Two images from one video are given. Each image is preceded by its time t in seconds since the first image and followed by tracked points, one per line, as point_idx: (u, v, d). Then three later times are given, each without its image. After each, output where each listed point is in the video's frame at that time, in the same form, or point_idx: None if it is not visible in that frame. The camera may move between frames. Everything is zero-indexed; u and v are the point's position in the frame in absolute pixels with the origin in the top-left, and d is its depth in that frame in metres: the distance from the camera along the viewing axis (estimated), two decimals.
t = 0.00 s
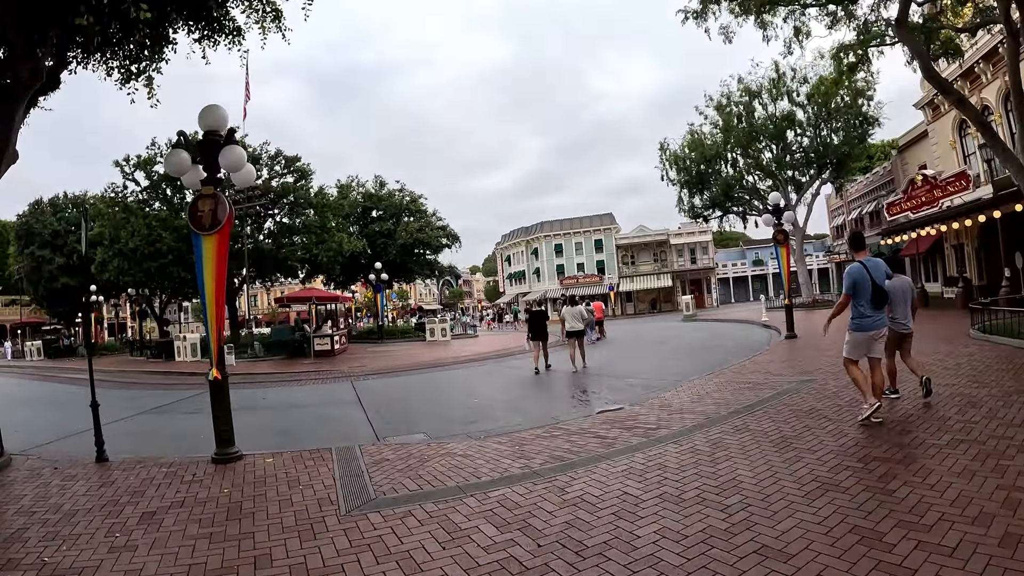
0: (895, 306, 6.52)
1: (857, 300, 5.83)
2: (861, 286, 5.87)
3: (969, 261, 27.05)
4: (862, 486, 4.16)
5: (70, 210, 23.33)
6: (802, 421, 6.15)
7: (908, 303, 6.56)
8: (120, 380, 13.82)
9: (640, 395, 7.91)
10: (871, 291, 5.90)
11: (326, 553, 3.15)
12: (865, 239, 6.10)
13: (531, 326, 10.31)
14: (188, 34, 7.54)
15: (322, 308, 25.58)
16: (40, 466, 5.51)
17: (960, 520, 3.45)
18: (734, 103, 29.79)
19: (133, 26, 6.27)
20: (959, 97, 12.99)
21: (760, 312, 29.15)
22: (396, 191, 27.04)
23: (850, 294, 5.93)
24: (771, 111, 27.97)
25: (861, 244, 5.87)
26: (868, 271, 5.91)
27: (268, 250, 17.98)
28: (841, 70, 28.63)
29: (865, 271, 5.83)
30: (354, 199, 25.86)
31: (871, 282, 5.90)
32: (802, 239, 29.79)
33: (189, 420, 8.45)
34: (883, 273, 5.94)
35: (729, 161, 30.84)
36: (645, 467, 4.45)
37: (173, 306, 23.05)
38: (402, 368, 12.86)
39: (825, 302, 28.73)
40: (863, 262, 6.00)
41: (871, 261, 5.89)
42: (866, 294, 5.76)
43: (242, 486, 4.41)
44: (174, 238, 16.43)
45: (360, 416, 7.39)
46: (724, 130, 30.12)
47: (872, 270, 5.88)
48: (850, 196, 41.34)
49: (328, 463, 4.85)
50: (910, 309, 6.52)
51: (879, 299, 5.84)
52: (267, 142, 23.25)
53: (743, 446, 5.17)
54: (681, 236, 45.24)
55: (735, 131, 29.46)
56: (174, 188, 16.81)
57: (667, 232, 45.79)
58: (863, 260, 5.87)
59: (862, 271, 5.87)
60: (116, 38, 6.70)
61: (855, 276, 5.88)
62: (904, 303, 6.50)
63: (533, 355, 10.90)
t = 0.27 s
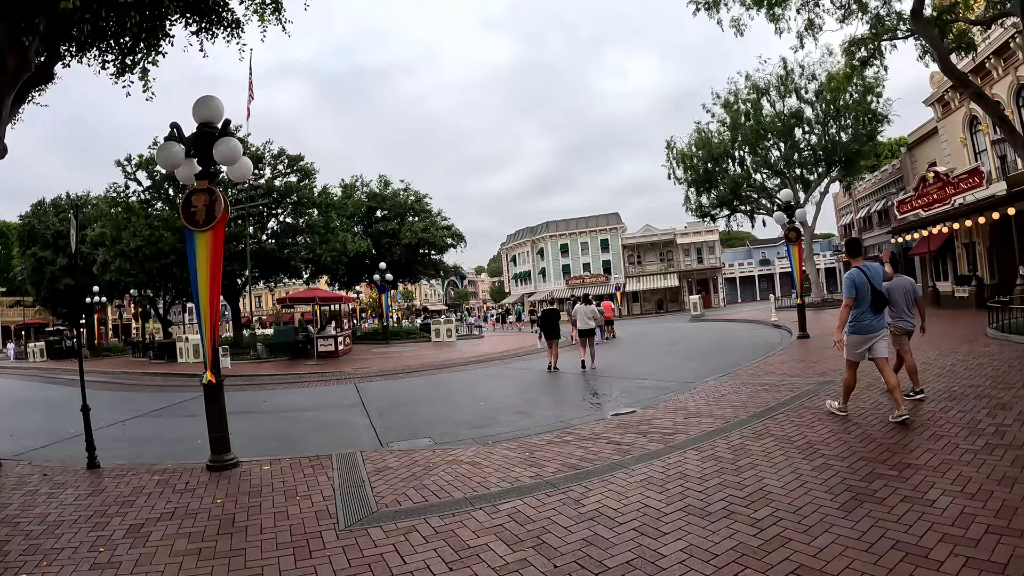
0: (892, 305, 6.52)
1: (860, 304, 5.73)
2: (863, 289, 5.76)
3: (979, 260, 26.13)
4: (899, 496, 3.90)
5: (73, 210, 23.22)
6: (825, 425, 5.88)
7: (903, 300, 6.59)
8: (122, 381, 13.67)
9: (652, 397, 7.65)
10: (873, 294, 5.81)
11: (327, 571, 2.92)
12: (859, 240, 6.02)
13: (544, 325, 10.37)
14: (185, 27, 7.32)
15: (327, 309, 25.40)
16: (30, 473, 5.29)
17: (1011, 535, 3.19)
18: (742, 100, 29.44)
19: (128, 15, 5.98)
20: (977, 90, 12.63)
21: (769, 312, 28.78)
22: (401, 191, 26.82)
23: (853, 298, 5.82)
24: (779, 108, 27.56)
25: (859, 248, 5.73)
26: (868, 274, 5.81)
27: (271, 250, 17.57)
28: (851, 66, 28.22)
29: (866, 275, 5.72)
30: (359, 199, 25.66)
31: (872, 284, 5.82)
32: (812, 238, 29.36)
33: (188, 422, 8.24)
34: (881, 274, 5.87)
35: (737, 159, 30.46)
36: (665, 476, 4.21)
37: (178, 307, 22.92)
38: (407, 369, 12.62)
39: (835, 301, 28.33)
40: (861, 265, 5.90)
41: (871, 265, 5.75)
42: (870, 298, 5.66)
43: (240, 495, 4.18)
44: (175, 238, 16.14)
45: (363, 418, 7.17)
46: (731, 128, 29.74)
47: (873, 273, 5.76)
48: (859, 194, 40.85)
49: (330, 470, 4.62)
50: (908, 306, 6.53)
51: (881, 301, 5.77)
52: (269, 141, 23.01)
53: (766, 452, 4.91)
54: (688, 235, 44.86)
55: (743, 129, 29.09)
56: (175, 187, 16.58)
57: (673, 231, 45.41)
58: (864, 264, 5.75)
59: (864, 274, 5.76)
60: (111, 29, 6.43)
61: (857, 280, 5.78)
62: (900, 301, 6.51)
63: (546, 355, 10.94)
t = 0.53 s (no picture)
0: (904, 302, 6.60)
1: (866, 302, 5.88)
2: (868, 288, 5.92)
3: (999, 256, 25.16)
4: (954, 510, 3.56)
5: (83, 211, 23.24)
6: (861, 430, 5.51)
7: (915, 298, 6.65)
8: (130, 383, 13.54)
9: (673, 399, 7.34)
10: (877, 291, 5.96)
11: None
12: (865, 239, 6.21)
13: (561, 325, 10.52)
14: (188, 18, 7.08)
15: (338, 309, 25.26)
16: (26, 481, 5.09)
17: None
18: (755, 96, 28.90)
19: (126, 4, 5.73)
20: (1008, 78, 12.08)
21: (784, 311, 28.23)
22: (411, 190, 26.58)
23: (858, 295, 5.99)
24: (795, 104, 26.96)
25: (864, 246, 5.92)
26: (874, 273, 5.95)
27: (280, 250, 17.36)
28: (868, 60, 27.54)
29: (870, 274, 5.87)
30: (369, 198, 25.47)
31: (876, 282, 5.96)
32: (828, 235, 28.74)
33: (192, 426, 8.01)
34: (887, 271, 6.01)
35: (751, 156, 29.92)
36: (696, 488, 3.88)
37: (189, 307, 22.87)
38: (419, 370, 12.36)
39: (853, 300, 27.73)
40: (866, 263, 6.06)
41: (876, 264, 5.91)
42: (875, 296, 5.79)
43: (238, 509, 3.93)
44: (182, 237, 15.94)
45: (371, 421, 6.91)
46: (745, 124, 29.21)
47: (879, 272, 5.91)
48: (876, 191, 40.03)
49: (334, 480, 4.35)
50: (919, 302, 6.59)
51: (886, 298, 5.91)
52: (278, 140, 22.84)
53: (802, 460, 4.56)
54: (700, 233, 44.29)
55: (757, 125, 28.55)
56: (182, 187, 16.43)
57: (686, 230, 44.89)
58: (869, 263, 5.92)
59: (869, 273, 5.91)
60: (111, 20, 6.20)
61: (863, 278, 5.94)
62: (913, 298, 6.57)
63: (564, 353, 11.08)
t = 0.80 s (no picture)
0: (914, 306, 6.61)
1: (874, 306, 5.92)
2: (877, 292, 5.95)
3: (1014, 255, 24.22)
4: (1005, 529, 3.27)
5: (92, 211, 23.28)
6: (893, 438, 5.21)
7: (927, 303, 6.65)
8: (136, 384, 13.45)
9: (690, 404, 7.08)
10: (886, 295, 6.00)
11: None
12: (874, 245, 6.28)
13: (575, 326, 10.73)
14: (190, 12, 6.90)
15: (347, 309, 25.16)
16: (19, 488, 4.94)
17: None
18: (767, 94, 28.49)
19: None
20: None
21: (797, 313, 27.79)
22: (420, 189, 26.40)
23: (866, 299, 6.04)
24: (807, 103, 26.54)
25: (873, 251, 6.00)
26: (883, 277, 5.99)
27: (287, 250, 17.21)
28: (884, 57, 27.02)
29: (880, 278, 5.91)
30: (378, 198, 25.32)
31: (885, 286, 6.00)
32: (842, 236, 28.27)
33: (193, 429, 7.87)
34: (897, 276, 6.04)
35: (762, 155, 29.52)
36: (722, 503, 3.61)
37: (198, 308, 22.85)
38: (427, 372, 12.16)
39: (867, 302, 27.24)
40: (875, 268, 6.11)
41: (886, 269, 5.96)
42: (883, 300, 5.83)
43: (233, 522, 3.73)
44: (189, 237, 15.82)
45: (377, 425, 6.71)
46: (757, 123, 28.81)
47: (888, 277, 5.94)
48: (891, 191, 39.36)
49: (335, 491, 4.12)
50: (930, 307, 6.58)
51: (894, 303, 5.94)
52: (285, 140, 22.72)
53: (833, 471, 4.28)
54: (711, 234, 43.85)
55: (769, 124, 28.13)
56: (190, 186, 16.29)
57: (696, 230, 44.48)
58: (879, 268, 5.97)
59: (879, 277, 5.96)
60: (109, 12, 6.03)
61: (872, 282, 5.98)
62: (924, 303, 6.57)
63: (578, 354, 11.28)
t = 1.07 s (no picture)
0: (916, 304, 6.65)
1: (881, 299, 5.93)
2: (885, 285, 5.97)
3: None
4: None
5: (93, 211, 23.16)
6: (922, 444, 4.91)
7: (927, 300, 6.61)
8: (133, 384, 13.23)
9: (703, 408, 6.78)
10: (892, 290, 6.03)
11: None
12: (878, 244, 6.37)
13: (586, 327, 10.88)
14: None
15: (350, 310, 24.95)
16: None
17: None
18: (775, 92, 28.13)
19: None
20: None
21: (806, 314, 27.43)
22: (424, 188, 26.13)
23: (872, 292, 6.05)
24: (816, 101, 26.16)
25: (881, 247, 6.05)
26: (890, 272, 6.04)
27: (289, 249, 16.98)
28: (895, 54, 26.60)
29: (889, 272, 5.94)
30: (381, 197, 25.06)
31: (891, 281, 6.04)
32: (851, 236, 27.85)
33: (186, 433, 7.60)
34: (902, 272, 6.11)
35: (769, 154, 29.16)
36: (748, 518, 3.31)
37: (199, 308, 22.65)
38: (429, 373, 11.89)
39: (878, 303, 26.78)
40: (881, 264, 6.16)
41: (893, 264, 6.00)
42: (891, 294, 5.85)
43: (218, 536, 3.47)
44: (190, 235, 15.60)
45: (377, 428, 6.43)
46: (764, 121, 28.50)
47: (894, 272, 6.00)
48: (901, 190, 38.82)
49: (328, 501, 3.86)
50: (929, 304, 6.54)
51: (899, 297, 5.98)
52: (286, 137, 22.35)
53: (864, 482, 3.97)
54: (717, 234, 43.46)
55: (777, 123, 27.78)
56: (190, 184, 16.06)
57: (702, 231, 44.12)
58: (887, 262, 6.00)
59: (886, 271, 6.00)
60: None
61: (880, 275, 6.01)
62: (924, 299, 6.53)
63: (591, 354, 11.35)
